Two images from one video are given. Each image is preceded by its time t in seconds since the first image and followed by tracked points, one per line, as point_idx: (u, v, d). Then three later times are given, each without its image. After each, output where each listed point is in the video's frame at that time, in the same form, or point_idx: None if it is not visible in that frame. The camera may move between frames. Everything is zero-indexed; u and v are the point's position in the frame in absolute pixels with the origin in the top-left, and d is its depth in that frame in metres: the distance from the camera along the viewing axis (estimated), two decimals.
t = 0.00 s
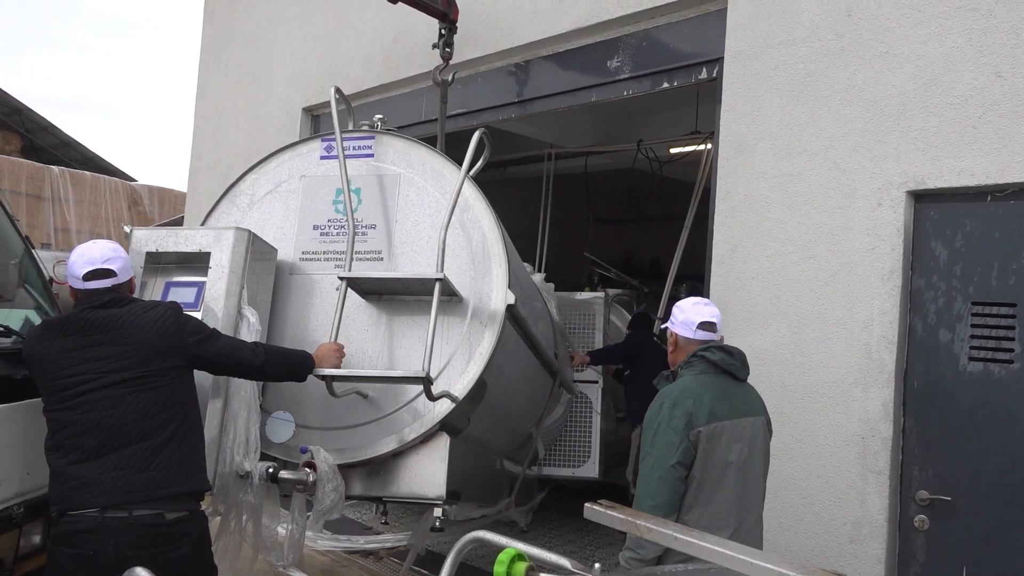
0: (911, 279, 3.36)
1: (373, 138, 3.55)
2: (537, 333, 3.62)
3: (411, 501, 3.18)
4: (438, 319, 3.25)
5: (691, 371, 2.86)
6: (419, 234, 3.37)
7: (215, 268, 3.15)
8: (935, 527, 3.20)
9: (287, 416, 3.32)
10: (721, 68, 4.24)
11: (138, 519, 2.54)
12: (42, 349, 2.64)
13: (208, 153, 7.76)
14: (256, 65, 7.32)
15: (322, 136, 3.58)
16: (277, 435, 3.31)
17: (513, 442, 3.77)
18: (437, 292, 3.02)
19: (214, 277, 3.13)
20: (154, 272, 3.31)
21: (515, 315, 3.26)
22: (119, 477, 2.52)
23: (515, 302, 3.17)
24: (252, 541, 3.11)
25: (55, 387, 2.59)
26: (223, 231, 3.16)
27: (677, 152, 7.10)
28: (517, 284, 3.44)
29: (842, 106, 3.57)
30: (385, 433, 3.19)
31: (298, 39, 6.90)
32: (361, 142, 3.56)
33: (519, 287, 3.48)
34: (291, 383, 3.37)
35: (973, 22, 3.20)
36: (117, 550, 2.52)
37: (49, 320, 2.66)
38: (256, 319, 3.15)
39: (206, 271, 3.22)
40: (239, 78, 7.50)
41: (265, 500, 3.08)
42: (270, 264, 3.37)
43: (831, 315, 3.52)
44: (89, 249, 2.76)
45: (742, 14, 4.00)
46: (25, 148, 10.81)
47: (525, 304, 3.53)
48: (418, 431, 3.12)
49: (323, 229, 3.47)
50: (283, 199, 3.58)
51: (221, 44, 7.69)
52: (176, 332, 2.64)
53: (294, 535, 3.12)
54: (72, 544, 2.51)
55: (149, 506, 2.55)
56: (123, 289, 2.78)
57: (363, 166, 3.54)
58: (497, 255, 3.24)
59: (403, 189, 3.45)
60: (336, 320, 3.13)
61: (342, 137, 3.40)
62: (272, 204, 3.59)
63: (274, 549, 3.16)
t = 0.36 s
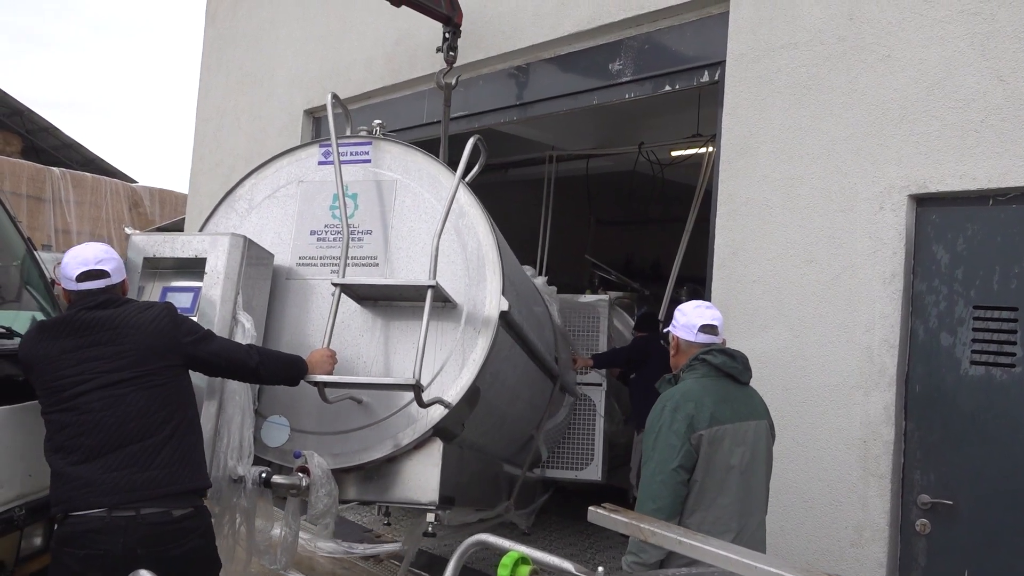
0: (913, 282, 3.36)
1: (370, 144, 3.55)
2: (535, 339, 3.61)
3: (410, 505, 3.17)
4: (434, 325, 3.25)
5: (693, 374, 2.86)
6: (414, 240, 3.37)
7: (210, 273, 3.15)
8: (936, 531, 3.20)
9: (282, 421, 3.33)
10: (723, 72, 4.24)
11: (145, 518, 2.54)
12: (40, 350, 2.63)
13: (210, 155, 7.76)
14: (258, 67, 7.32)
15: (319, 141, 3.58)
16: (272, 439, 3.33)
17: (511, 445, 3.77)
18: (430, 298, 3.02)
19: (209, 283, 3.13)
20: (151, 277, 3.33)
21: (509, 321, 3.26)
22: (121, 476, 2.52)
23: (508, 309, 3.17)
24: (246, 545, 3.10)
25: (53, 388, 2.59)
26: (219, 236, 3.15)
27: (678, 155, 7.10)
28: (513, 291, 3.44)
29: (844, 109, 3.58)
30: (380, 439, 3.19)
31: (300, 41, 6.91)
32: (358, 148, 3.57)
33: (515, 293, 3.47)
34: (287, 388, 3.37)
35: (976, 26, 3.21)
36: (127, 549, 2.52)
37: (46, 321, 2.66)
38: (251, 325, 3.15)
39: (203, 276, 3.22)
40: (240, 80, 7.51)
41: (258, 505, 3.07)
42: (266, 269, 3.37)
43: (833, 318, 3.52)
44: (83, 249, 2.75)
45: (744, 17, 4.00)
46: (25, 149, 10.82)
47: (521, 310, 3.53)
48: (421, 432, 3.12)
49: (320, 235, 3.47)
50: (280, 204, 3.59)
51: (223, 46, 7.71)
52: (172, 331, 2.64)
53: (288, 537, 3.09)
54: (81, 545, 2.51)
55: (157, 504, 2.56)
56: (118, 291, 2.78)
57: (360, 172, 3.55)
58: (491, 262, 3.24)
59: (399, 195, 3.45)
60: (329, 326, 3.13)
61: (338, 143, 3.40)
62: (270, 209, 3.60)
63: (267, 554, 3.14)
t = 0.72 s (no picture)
0: (915, 285, 3.36)
1: (367, 148, 3.56)
2: (533, 343, 3.60)
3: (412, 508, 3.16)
4: (428, 329, 3.24)
5: (696, 377, 2.86)
6: (409, 245, 3.36)
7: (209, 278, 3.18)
8: (938, 534, 3.19)
9: (277, 424, 3.34)
10: (726, 74, 4.25)
11: (141, 521, 2.54)
12: (48, 350, 2.66)
13: (212, 156, 7.77)
14: (260, 67, 7.33)
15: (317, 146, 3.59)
16: (268, 442, 3.33)
17: (510, 447, 3.76)
18: (421, 303, 3.01)
19: (204, 286, 3.14)
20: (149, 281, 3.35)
21: (503, 326, 3.24)
22: (119, 478, 2.53)
23: (502, 314, 3.15)
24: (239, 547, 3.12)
25: (59, 388, 2.62)
26: (214, 241, 3.17)
27: (680, 157, 7.10)
28: (508, 296, 3.42)
29: (847, 112, 3.58)
30: (375, 442, 3.18)
31: (303, 42, 6.92)
32: (355, 152, 3.57)
33: (511, 298, 3.46)
34: (284, 391, 3.36)
35: (979, 29, 3.21)
36: (122, 551, 2.52)
37: (55, 320, 2.69)
38: (245, 328, 3.15)
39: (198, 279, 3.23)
40: (243, 80, 7.52)
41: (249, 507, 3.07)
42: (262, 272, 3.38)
43: (835, 321, 3.52)
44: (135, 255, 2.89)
45: (747, 20, 4.01)
46: (27, 149, 10.82)
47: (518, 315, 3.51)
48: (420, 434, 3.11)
49: (317, 238, 3.47)
50: (278, 208, 3.59)
51: (226, 47, 7.72)
52: (175, 334, 2.64)
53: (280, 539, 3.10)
54: (78, 544, 2.52)
55: (152, 508, 2.56)
56: (145, 294, 2.81)
57: (356, 176, 3.55)
58: (484, 266, 3.23)
59: (395, 199, 3.45)
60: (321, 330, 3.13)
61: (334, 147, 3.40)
62: (268, 213, 3.60)
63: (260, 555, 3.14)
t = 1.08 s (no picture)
0: (918, 287, 3.35)
1: (362, 151, 3.56)
2: (529, 347, 3.59)
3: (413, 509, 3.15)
4: (418, 331, 3.24)
5: (699, 380, 2.86)
6: (401, 247, 3.36)
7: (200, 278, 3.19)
8: (940, 537, 3.18)
9: (269, 424, 3.36)
10: (729, 76, 4.24)
11: (146, 519, 2.56)
12: (49, 350, 2.66)
13: (214, 156, 7.77)
14: (263, 67, 7.33)
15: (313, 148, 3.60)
16: (259, 441, 3.36)
17: (508, 448, 3.76)
18: (407, 305, 3.01)
19: (196, 288, 3.17)
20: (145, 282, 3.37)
21: (494, 329, 3.24)
22: (123, 479, 2.53)
23: (491, 316, 3.15)
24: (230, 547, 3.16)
25: (61, 388, 2.62)
26: (206, 242, 3.20)
27: (683, 159, 7.10)
28: (501, 299, 3.41)
29: (850, 114, 3.58)
30: (365, 443, 3.18)
31: (306, 42, 6.92)
32: (350, 155, 3.58)
33: (505, 302, 3.46)
34: (278, 392, 3.37)
35: (982, 32, 3.21)
36: (128, 550, 2.54)
37: (58, 321, 2.69)
38: (235, 330, 3.16)
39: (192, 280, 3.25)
40: (246, 80, 7.52)
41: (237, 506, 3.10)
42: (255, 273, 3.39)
43: (837, 323, 3.52)
44: (140, 256, 2.89)
45: (750, 21, 4.00)
46: (30, 149, 10.82)
47: (511, 318, 3.50)
48: (412, 434, 3.10)
49: (311, 240, 3.48)
50: (274, 210, 3.60)
51: (229, 47, 7.73)
52: (178, 334, 2.64)
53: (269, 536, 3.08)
54: (83, 544, 2.53)
55: (157, 506, 2.57)
56: (146, 294, 2.80)
57: (351, 178, 3.55)
58: (474, 269, 3.23)
59: (388, 201, 3.45)
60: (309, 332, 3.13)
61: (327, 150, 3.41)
62: (264, 215, 3.61)
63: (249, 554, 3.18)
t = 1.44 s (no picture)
0: (921, 288, 3.35)
1: (354, 151, 3.57)
2: (523, 346, 3.59)
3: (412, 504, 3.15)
4: (406, 330, 3.24)
5: (702, 380, 2.86)
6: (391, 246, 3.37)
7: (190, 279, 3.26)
8: (944, 538, 3.18)
9: (260, 422, 3.38)
10: (731, 76, 4.24)
11: (166, 521, 2.57)
12: (57, 356, 2.63)
13: (217, 157, 7.78)
14: (265, 68, 7.33)
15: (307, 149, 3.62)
16: (251, 439, 3.38)
17: (505, 448, 3.75)
18: (391, 303, 3.02)
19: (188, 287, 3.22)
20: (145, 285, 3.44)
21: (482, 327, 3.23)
22: (141, 483, 2.53)
23: (478, 314, 3.15)
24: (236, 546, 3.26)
25: (70, 396, 2.59)
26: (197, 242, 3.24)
27: (685, 159, 7.09)
28: (492, 298, 3.41)
29: (852, 114, 3.58)
30: (354, 442, 3.18)
31: (308, 43, 6.93)
32: (343, 155, 3.59)
33: (496, 301, 3.46)
34: (271, 391, 3.38)
35: (985, 32, 3.21)
36: (149, 550, 2.55)
37: (65, 326, 2.66)
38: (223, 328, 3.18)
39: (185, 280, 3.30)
40: (248, 82, 7.53)
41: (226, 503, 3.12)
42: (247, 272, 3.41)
43: (840, 324, 3.52)
44: (126, 251, 2.82)
45: (752, 22, 4.00)
46: (33, 150, 10.83)
47: (504, 318, 3.50)
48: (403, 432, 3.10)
49: (303, 240, 3.48)
50: (269, 210, 3.62)
51: (231, 48, 7.74)
52: (189, 336, 2.66)
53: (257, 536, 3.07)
54: (104, 548, 2.51)
55: (175, 506, 2.58)
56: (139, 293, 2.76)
57: (343, 179, 3.56)
58: (462, 268, 3.23)
59: (378, 201, 3.45)
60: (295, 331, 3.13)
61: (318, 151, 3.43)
62: (259, 215, 3.63)
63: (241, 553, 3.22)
